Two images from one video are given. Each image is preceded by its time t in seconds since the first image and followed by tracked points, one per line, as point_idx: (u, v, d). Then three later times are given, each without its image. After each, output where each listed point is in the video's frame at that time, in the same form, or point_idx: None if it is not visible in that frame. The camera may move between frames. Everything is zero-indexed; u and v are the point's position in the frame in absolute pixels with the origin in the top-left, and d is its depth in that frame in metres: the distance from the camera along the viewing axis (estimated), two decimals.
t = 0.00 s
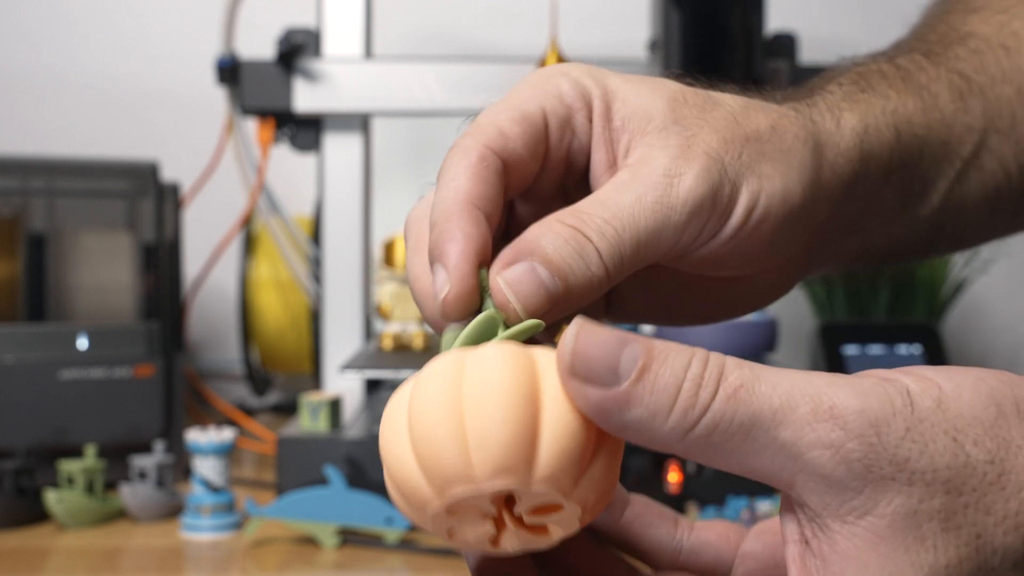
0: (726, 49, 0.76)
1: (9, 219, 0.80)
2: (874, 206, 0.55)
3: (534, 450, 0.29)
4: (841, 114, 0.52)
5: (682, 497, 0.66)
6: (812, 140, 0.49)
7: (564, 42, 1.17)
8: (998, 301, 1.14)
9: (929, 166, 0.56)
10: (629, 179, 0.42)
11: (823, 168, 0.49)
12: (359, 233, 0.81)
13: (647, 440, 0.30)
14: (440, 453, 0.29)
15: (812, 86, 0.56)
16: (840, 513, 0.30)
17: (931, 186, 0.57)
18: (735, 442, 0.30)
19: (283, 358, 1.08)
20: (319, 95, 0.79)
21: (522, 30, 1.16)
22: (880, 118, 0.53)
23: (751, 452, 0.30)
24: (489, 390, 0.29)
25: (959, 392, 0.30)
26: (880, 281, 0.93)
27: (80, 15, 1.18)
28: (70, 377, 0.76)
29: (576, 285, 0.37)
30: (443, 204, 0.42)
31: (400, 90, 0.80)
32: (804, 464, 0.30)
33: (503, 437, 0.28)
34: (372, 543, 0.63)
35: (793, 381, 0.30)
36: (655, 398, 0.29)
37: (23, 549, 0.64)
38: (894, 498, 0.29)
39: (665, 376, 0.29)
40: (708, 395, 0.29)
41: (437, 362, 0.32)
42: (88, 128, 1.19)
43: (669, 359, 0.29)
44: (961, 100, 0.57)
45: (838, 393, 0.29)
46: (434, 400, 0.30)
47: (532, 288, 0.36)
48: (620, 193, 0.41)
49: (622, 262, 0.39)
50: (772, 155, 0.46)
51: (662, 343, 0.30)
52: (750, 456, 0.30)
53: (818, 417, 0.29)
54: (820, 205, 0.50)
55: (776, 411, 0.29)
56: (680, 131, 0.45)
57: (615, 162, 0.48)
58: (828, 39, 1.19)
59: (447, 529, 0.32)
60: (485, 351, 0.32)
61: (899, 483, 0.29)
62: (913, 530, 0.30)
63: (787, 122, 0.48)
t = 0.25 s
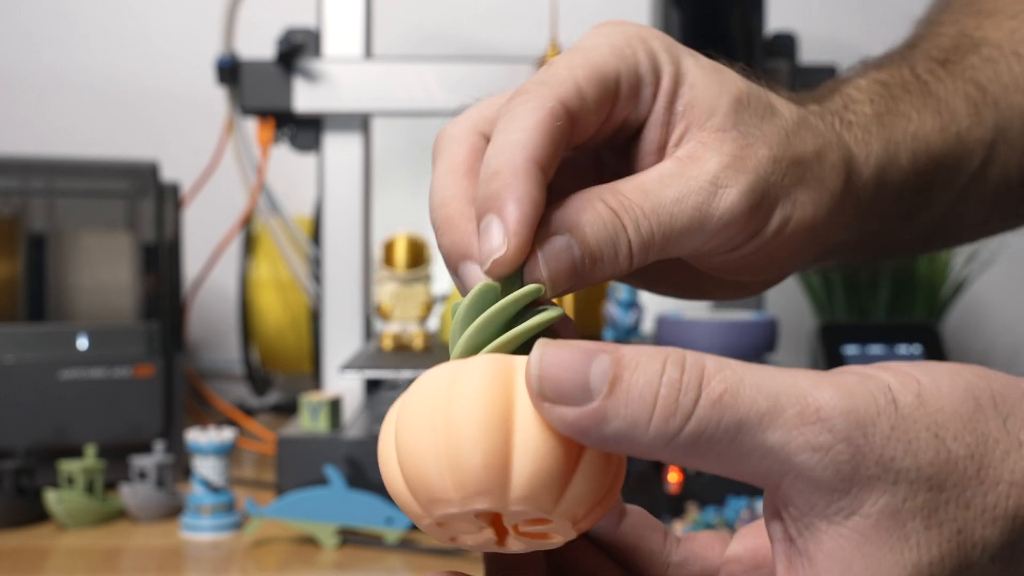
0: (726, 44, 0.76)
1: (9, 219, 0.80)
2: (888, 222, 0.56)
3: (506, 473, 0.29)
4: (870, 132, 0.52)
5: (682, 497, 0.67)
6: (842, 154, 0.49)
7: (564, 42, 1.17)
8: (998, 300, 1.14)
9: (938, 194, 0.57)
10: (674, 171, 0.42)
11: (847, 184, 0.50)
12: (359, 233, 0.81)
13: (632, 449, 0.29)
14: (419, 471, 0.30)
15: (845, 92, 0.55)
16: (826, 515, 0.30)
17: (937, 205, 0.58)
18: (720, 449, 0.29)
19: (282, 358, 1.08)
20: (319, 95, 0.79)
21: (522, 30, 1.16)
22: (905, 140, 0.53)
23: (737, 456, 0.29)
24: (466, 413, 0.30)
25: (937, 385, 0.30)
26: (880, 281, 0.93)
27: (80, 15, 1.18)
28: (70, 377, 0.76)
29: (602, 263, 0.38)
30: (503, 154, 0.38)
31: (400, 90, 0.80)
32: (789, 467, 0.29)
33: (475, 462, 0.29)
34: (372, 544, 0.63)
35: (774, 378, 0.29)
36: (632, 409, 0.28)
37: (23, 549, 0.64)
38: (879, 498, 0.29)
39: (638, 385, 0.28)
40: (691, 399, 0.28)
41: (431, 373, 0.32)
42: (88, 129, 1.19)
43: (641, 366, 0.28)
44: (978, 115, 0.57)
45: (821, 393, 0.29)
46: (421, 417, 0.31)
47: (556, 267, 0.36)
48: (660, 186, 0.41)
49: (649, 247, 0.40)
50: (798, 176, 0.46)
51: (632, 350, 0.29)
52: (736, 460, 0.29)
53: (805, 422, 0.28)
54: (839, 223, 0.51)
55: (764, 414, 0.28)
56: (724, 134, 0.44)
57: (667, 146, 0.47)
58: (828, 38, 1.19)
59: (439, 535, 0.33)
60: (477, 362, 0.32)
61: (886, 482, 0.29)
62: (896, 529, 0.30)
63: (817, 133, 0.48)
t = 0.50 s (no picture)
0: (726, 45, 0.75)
1: (9, 219, 0.80)
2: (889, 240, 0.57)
3: (517, 496, 0.30)
4: (877, 157, 0.52)
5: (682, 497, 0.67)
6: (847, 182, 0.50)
7: (564, 42, 1.17)
8: (998, 301, 1.14)
9: (940, 214, 0.57)
10: (690, 175, 0.44)
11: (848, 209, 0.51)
12: (359, 233, 0.81)
13: (636, 467, 0.29)
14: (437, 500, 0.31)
15: (856, 110, 0.55)
16: (830, 527, 0.30)
17: (936, 225, 0.58)
18: (723, 466, 0.29)
19: (283, 358, 1.08)
20: (319, 95, 0.79)
21: (523, 30, 1.16)
22: (909, 166, 0.54)
23: (739, 471, 0.29)
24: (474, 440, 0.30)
25: (943, 394, 0.30)
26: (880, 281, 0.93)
27: (80, 15, 1.18)
28: (70, 377, 0.76)
29: (616, 253, 0.40)
30: (536, 138, 0.37)
31: (400, 90, 0.80)
32: (795, 480, 0.29)
33: (487, 488, 0.30)
34: (372, 543, 0.63)
35: (779, 392, 0.29)
36: (633, 430, 0.28)
37: (23, 549, 0.64)
38: (882, 510, 0.29)
39: (638, 405, 0.28)
40: (694, 420, 0.28)
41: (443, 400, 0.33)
42: (88, 128, 1.19)
43: (641, 387, 0.28)
44: (982, 134, 0.57)
45: (825, 407, 0.29)
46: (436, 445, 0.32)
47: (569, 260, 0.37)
48: (677, 188, 0.43)
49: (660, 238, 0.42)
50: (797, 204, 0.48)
51: (632, 369, 0.28)
52: (740, 475, 0.29)
53: (809, 440, 0.28)
54: (837, 244, 0.52)
55: (768, 430, 0.28)
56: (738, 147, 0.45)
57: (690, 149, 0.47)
58: (829, 38, 1.19)
59: (471, 550, 0.34)
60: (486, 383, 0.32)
61: (889, 496, 0.29)
62: (899, 541, 0.30)
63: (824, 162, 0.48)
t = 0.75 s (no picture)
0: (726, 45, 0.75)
1: (9, 219, 0.80)
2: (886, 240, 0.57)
3: (512, 477, 0.31)
4: (876, 159, 0.53)
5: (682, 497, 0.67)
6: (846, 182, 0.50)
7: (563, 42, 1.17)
8: (998, 301, 1.14)
9: (934, 215, 0.58)
10: (698, 150, 0.44)
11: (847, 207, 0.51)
12: (359, 233, 0.81)
13: (632, 455, 0.29)
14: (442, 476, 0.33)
15: (855, 109, 0.55)
16: (820, 515, 0.30)
17: (930, 227, 0.58)
18: (717, 455, 0.28)
19: (282, 358, 1.08)
20: (319, 95, 0.79)
21: (523, 30, 1.16)
22: (904, 167, 0.54)
23: (734, 459, 0.29)
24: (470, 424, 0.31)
25: (931, 382, 0.30)
26: (880, 282, 0.93)
27: (80, 14, 1.18)
28: (70, 377, 0.76)
29: (625, 211, 0.40)
30: (565, 91, 0.36)
31: (400, 90, 0.80)
32: (787, 470, 0.29)
33: (482, 471, 0.31)
34: (372, 543, 0.63)
35: (773, 380, 0.29)
36: (630, 421, 0.27)
37: (23, 549, 0.64)
38: (872, 499, 0.29)
39: (638, 393, 0.27)
40: (690, 410, 0.27)
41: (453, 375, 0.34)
42: (88, 128, 1.19)
43: (640, 375, 0.27)
44: (977, 136, 0.57)
45: (818, 396, 0.29)
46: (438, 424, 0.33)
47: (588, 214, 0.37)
48: (683, 161, 0.43)
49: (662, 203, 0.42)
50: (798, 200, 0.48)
51: (630, 356, 0.28)
52: (734, 464, 0.29)
53: (801, 430, 0.28)
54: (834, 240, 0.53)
55: (762, 420, 0.28)
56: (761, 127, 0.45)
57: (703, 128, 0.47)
58: (828, 37, 1.19)
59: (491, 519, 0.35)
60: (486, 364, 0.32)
61: (878, 484, 0.29)
62: (889, 530, 0.30)
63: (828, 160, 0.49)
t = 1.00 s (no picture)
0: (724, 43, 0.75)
1: (9, 219, 0.80)
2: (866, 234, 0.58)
3: (510, 452, 0.31)
4: (861, 157, 0.53)
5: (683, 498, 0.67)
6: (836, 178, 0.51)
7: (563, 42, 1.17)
8: (998, 301, 1.14)
9: (915, 213, 0.58)
10: (696, 130, 0.45)
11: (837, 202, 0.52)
12: (359, 233, 0.81)
13: (611, 426, 0.28)
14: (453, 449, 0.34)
15: (843, 107, 0.55)
16: (799, 494, 0.30)
17: (910, 225, 0.59)
18: (695, 428, 0.28)
19: (283, 358, 1.08)
20: (319, 95, 0.79)
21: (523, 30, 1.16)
22: (887, 167, 0.54)
23: (713, 434, 0.28)
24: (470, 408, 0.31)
25: (925, 361, 0.30)
26: (880, 281, 0.93)
27: (80, 14, 1.18)
28: (70, 377, 0.76)
29: (624, 178, 0.40)
30: (581, 49, 0.36)
31: (400, 90, 0.80)
32: (765, 447, 0.29)
33: (485, 447, 0.31)
34: (372, 544, 0.63)
35: (757, 355, 0.28)
36: (607, 392, 0.27)
37: (23, 549, 0.64)
38: (852, 479, 0.29)
39: (615, 364, 0.27)
40: (667, 383, 0.27)
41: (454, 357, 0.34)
42: (88, 128, 1.19)
43: (619, 348, 0.27)
44: (959, 137, 0.57)
45: (801, 372, 0.28)
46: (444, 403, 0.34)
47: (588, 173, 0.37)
48: (679, 141, 0.44)
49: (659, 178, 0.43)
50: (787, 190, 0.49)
51: (611, 328, 0.27)
52: (713, 438, 0.29)
53: (781, 404, 0.28)
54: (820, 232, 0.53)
55: (742, 395, 0.27)
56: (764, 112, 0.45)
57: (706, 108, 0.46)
58: (827, 36, 1.19)
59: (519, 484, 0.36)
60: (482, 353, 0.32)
61: (860, 464, 0.29)
62: (868, 511, 0.30)
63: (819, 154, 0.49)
